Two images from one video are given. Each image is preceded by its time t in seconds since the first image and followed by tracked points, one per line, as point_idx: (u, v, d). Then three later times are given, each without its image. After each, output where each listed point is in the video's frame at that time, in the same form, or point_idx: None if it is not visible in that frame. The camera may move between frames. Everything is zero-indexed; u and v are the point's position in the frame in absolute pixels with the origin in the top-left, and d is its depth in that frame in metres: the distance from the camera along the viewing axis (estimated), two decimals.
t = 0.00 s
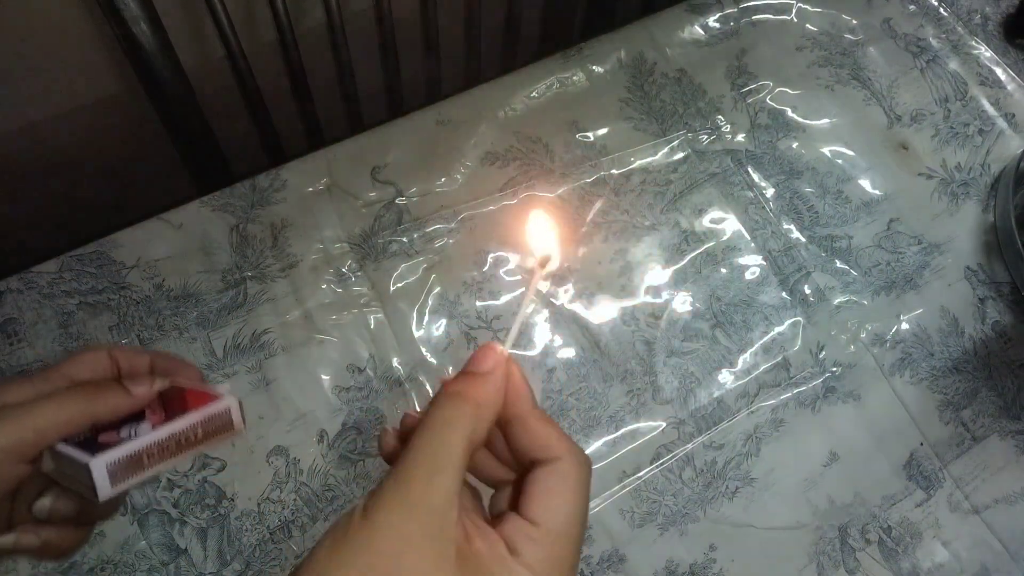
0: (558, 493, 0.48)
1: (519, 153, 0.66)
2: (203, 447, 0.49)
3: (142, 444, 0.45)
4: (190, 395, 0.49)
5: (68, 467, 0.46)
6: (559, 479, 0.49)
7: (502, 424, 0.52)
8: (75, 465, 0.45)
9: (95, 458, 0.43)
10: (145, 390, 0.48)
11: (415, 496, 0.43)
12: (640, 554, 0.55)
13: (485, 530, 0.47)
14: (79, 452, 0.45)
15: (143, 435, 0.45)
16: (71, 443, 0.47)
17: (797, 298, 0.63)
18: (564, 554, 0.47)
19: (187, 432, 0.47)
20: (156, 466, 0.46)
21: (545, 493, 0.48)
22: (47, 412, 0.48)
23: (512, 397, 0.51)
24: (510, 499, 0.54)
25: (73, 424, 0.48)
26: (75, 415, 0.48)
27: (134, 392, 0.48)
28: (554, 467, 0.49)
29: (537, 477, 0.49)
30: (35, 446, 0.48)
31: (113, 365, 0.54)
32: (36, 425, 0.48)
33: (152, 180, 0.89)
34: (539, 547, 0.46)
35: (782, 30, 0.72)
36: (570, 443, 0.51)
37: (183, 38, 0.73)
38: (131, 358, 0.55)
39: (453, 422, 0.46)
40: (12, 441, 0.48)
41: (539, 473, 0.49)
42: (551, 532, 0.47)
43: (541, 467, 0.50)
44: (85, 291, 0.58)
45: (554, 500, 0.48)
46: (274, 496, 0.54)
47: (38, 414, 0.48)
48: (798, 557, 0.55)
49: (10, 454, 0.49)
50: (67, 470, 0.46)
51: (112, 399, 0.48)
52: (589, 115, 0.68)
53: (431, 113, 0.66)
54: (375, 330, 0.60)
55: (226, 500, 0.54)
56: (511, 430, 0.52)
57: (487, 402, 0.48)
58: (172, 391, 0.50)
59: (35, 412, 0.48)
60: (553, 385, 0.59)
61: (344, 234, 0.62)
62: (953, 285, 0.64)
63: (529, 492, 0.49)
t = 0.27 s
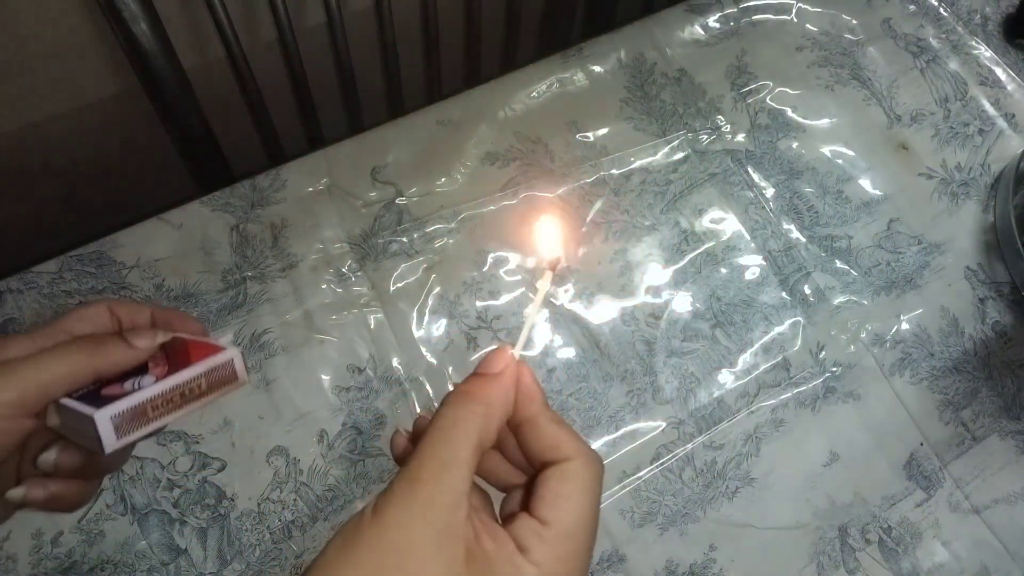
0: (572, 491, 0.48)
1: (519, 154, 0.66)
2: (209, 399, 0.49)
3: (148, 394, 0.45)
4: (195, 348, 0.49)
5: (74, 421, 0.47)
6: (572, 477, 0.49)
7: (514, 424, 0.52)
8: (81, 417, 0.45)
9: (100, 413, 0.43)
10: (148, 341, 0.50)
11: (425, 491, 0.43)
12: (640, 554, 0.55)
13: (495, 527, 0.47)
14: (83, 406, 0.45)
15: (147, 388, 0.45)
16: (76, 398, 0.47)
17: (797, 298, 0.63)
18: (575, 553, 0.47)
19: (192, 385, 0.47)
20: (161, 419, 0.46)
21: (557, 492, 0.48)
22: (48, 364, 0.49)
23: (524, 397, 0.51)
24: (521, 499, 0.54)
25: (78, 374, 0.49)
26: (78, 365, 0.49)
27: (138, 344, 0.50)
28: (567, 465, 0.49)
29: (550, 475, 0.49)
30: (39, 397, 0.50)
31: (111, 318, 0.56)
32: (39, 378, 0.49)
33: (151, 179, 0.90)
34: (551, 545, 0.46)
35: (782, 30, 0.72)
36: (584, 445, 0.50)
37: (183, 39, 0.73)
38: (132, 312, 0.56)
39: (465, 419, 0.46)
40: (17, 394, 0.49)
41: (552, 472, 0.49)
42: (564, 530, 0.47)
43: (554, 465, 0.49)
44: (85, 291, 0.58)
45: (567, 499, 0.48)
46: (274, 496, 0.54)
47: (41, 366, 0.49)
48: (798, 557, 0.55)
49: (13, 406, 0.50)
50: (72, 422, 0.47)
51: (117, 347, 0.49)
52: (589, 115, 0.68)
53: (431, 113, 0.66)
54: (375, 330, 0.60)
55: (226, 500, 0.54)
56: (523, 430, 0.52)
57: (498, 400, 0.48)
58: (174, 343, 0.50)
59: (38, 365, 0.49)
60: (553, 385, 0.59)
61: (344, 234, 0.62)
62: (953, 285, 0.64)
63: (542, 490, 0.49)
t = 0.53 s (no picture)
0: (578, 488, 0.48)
1: (519, 154, 0.66)
2: (215, 385, 0.50)
3: (158, 381, 0.46)
4: (202, 334, 0.51)
5: (84, 407, 0.47)
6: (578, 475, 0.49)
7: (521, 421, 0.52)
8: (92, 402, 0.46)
9: (110, 396, 0.45)
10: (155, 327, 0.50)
11: (431, 485, 0.43)
12: (640, 554, 0.55)
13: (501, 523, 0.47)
14: (94, 390, 0.47)
15: (156, 374, 0.46)
16: (86, 384, 0.48)
17: (797, 298, 0.63)
18: (582, 551, 0.47)
19: (200, 371, 0.49)
20: (170, 404, 0.48)
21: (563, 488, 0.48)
22: (55, 351, 0.49)
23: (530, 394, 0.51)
24: (528, 496, 0.54)
25: (84, 362, 0.49)
26: (84, 352, 0.49)
27: (144, 331, 0.50)
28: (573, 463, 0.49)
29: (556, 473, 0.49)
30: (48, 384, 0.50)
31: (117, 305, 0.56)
32: (47, 365, 0.49)
33: (151, 179, 0.90)
34: (557, 543, 0.46)
35: (782, 30, 0.72)
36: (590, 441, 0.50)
37: (183, 39, 0.73)
38: (139, 299, 0.56)
39: (472, 415, 0.46)
40: (24, 381, 0.49)
41: (559, 469, 0.49)
42: (571, 527, 0.47)
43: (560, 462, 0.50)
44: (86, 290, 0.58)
45: (573, 496, 0.48)
46: (274, 496, 0.54)
47: (48, 353, 0.49)
48: (798, 556, 0.55)
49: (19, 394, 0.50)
50: (82, 407, 0.48)
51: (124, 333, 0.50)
52: (589, 115, 0.68)
53: (431, 113, 0.66)
54: (375, 330, 0.60)
55: (226, 500, 0.54)
56: (530, 427, 0.52)
57: (505, 399, 0.49)
58: (180, 329, 0.51)
59: (44, 352, 0.49)
60: (553, 385, 0.59)
61: (344, 234, 0.62)
62: (953, 285, 0.64)
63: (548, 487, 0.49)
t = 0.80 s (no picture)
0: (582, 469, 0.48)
1: (520, 153, 0.66)
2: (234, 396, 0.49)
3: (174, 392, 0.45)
4: (221, 345, 0.49)
5: (99, 415, 0.46)
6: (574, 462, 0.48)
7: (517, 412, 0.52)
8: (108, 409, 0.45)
9: (127, 406, 0.44)
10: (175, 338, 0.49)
11: (441, 490, 0.42)
12: (640, 554, 0.55)
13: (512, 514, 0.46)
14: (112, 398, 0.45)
15: (174, 384, 0.45)
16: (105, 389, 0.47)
17: (797, 298, 0.63)
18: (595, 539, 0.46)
19: (218, 383, 0.47)
20: (187, 414, 0.47)
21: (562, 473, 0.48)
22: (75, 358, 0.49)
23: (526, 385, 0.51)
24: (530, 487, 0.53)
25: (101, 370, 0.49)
26: (102, 360, 0.48)
27: (164, 340, 0.49)
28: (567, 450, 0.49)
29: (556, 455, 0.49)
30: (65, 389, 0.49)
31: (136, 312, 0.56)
32: (67, 371, 0.48)
33: (152, 178, 0.90)
34: (573, 526, 0.46)
35: (782, 30, 0.72)
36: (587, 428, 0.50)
37: (183, 39, 0.73)
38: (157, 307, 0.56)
39: (472, 418, 0.45)
40: (43, 387, 0.49)
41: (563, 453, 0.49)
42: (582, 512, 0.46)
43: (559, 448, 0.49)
44: (86, 290, 0.58)
45: (579, 485, 0.47)
46: (274, 496, 0.54)
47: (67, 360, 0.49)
48: (798, 556, 0.55)
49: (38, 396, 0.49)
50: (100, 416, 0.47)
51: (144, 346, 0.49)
52: (589, 115, 0.68)
53: (430, 113, 0.66)
54: (375, 330, 0.60)
55: (226, 500, 0.54)
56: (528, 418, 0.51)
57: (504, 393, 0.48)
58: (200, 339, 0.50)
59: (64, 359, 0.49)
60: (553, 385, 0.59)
61: (344, 234, 0.62)
62: (953, 285, 0.64)
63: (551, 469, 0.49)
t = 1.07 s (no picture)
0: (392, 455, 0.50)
1: (519, 153, 0.66)
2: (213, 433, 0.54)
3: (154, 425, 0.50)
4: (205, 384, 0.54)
5: (89, 447, 0.50)
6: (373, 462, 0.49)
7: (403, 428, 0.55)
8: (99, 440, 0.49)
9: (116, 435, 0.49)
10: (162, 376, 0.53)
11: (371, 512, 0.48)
12: (639, 554, 0.55)
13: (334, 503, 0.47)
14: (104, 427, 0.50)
15: (155, 417, 0.51)
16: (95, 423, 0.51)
17: (797, 298, 0.63)
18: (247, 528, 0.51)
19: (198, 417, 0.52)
20: (168, 445, 0.52)
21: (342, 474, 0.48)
22: (71, 392, 0.51)
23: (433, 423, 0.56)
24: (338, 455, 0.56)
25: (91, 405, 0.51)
26: (95, 396, 0.51)
27: (150, 378, 0.53)
28: (319, 426, 0.49)
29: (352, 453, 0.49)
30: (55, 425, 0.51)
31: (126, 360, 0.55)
32: (62, 403, 0.51)
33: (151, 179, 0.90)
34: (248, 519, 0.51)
35: (782, 30, 0.72)
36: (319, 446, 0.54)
37: (183, 38, 0.73)
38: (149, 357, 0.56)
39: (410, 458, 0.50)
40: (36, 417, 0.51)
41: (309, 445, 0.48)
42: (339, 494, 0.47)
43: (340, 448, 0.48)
44: (85, 290, 0.58)
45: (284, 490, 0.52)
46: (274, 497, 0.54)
47: (64, 395, 0.51)
48: (798, 556, 0.55)
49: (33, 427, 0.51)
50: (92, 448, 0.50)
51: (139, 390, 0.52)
52: (589, 115, 0.68)
53: (430, 114, 0.66)
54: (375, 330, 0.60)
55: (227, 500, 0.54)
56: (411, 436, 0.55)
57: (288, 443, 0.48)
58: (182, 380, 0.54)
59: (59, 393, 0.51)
60: (553, 385, 0.59)
61: (344, 234, 0.62)
62: (953, 285, 0.64)
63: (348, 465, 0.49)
